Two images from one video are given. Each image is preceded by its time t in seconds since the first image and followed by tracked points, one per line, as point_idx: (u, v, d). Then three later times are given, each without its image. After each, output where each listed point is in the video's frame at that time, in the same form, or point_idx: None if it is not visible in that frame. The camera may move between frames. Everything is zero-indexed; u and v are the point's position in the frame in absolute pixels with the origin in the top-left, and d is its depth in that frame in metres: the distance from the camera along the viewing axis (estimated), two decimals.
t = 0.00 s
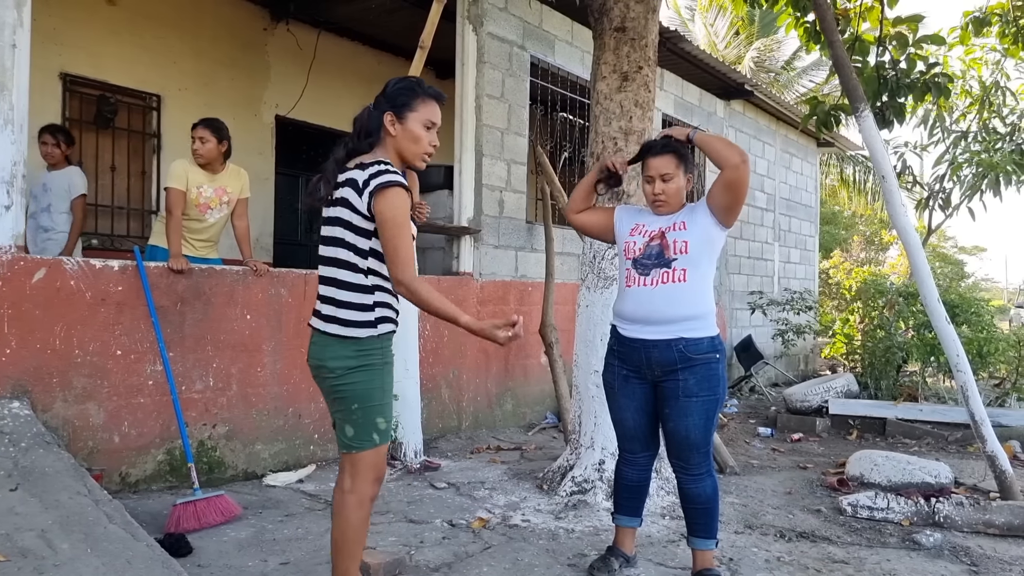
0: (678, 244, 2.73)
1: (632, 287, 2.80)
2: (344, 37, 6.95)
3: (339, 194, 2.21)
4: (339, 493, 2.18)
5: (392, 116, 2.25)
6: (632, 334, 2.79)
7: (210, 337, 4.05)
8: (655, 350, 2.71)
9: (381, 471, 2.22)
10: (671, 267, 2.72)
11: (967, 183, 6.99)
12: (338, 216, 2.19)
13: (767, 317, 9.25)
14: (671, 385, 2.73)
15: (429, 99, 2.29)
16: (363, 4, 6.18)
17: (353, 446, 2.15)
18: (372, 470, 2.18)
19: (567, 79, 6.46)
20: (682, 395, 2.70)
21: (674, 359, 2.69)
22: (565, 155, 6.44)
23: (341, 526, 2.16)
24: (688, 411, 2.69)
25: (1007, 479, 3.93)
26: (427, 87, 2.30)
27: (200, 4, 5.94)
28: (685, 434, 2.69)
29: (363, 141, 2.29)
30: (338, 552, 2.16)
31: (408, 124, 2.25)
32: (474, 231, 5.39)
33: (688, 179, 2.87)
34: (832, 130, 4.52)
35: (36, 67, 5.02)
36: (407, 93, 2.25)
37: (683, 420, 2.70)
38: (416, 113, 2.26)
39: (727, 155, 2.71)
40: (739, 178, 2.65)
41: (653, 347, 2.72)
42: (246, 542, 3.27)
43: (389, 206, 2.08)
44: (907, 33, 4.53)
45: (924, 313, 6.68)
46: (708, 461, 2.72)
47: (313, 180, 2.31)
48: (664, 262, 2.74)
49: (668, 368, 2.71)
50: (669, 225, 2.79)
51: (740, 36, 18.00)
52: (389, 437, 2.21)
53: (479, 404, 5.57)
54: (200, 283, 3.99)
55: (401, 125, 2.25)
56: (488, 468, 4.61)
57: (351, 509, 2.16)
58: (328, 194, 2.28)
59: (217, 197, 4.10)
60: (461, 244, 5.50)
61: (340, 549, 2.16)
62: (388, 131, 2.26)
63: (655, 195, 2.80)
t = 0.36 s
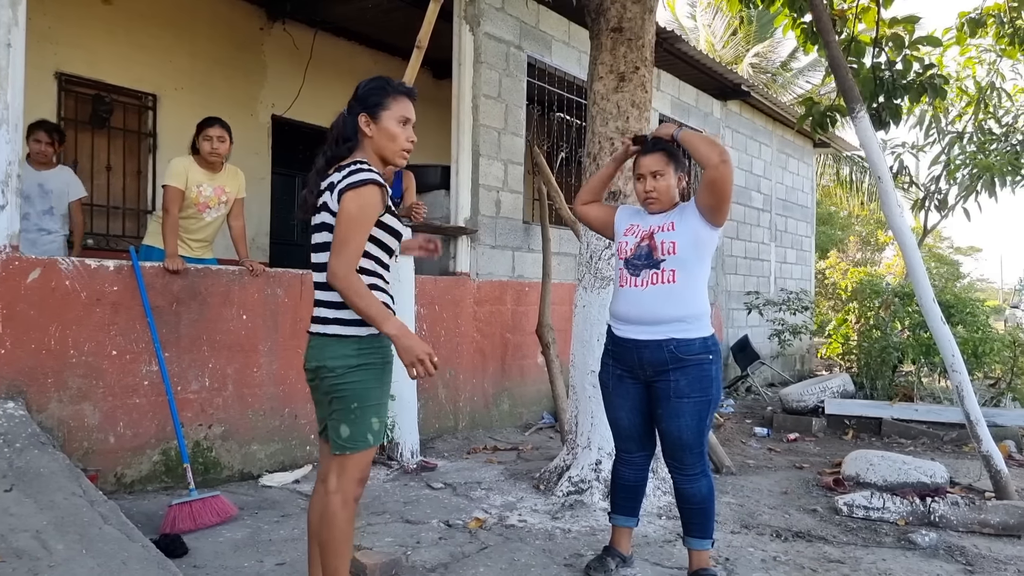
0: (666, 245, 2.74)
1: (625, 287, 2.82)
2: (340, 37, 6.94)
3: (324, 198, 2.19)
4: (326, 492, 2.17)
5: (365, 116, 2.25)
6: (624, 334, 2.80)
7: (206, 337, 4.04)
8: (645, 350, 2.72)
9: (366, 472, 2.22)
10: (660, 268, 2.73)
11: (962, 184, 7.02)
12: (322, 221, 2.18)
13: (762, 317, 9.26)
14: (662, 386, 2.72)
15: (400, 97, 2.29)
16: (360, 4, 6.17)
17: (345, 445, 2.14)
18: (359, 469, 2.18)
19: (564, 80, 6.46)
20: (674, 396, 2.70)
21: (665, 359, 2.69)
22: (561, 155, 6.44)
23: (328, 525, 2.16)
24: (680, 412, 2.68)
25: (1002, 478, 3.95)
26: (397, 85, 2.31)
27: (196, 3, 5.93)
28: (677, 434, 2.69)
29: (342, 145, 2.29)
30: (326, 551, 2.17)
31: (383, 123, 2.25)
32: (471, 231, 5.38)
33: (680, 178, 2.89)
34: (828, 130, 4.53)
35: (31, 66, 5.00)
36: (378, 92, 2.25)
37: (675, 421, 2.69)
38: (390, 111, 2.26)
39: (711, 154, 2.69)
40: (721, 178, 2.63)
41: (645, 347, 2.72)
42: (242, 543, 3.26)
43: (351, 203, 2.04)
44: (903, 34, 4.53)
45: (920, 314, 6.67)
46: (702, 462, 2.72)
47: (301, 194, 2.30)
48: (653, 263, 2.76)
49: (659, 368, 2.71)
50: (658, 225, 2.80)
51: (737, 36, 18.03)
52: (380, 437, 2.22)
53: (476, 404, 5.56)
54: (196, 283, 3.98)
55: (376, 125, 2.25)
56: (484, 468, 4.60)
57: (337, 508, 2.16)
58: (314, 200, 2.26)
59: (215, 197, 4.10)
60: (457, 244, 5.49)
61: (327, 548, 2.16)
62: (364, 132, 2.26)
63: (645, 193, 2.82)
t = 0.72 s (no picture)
0: (661, 244, 2.75)
1: (619, 285, 2.83)
2: (337, 37, 6.93)
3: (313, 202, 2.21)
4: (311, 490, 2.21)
5: (346, 119, 2.26)
6: (618, 333, 2.80)
7: (203, 338, 4.03)
8: (638, 350, 2.72)
9: (351, 472, 2.22)
10: (655, 267, 2.74)
11: (959, 184, 7.03)
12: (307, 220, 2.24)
13: (760, 317, 9.27)
14: (655, 387, 2.73)
15: (382, 99, 2.29)
16: (357, 4, 6.17)
17: (323, 444, 2.16)
18: (341, 469, 2.19)
19: (561, 80, 6.46)
20: (666, 397, 2.70)
21: (658, 360, 2.69)
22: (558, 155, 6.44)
23: (313, 524, 2.17)
24: (673, 412, 2.68)
25: (998, 478, 3.96)
26: (381, 88, 2.31)
27: (193, 3, 5.92)
28: (670, 436, 2.69)
29: (327, 149, 2.30)
30: (315, 551, 2.18)
31: (364, 124, 2.25)
32: (468, 231, 5.38)
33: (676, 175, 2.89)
34: (825, 130, 4.54)
35: (27, 66, 4.99)
36: (360, 95, 2.26)
37: (669, 421, 2.69)
38: (371, 113, 2.26)
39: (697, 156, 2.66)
40: (715, 177, 2.61)
41: (638, 347, 2.72)
42: (239, 543, 3.26)
43: (329, 171, 2.12)
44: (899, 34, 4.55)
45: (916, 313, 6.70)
46: (697, 462, 2.72)
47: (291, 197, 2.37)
48: (648, 262, 2.76)
49: (652, 368, 2.71)
50: (654, 225, 2.81)
51: (735, 37, 18.04)
52: (363, 436, 2.21)
53: (473, 405, 5.56)
54: (193, 284, 3.98)
55: (357, 125, 2.26)
56: (481, 468, 4.60)
57: (322, 507, 2.17)
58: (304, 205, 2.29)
59: (214, 197, 4.09)
60: (455, 245, 5.48)
61: (314, 548, 2.17)
62: (346, 133, 2.26)
63: (648, 196, 2.81)
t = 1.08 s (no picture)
0: (659, 241, 2.75)
1: (617, 284, 2.83)
2: (335, 38, 6.93)
3: (308, 201, 2.21)
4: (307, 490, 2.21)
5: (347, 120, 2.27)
6: (615, 333, 2.80)
7: (201, 338, 4.03)
8: (636, 350, 2.72)
9: (346, 472, 2.21)
10: (652, 265, 2.74)
11: (958, 184, 7.04)
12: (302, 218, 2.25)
13: (758, 317, 9.28)
14: (653, 387, 2.73)
15: (380, 102, 2.31)
16: (355, 4, 6.17)
17: (317, 444, 2.16)
18: (335, 469, 2.18)
19: (559, 80, 6.46)
20: (664, 397, 2.70)
21: (656, 360, 2.69)
22: (557, 155, 6.44)
23: (310, 525, 2.17)
24: (671, 412, 2.68)
25: (996, 478, 3.96)
26: (377, 89, 2.32)
27: (190, 3, 5.91)
28: (668, 436, 2.69)
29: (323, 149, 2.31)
30: (311, 552, 2.18)
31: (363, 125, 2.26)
32: (466, 231, 5.38)
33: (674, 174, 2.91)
34: (823, 130, 4.54)
35: (24, 66, 4.98)
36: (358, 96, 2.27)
37: (667, 422, 2.69)
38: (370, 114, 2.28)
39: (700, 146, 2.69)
40: (715, 170, 2.64)
41: (636, 347, 2.72)
42: (237, 544, 3.25)
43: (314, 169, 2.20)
44: (898, 34, 4.55)
45: (914, 313, 6.70)
46: (695, 462, 2.72)
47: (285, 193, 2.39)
48: (645, 260, 2.76)
49: (650, 369, 2.71)
50: (652, 223, 2.81)
51: (734, 37, 18.03)
52: (357, 436, 2.20)
53: (471, 405, 5.56)
54: (191, 284, 3.97)
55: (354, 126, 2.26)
56: (479, 469, 4.60)
57: (317, 508, 2.16)
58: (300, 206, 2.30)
59: (212, 197, 4.09)
60: (453, 245, 5.48)
61: (310, 549, 2.17)
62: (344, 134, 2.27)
63: (649, 192, 2.81)
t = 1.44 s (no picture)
0: (658, 243, 2.74)
1: (614, 286, 2.82)
2: (334, 37, 6.92)
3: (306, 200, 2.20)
4: (307, 491, 2.20)
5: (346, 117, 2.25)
6: (614, 334, 2.79)
7: (198, 337, 4.02)
8: (636, 350, 2.72)
9: (346, 472, 2.21)
10: (651, 267, 2.73)
11: (955, 185, 7.05)
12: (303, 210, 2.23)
13: (755, 318, 9.28)
14: (652, 387, 2.72)
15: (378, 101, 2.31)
16: (354, 4, 6.16)
17: (319, 444, 2.15)
18: (336, 470, 2.18)
19: (557, 80, 6.46)
20: (664, 397, 2.70)
21: (656, 360, 2.69)
22: (555, 155, 6.44)
23: (308, 525, 2.16)
24: (670, 412, 2.68)
25: (993, 479, 3.97)
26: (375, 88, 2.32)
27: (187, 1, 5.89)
28: (668, 435, 2.69)
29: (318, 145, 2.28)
30: (310, 552, 2.17)
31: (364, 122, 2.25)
32: (464, 231, 5.38)
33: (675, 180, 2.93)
34: (820, 131, 4.54)
35: (21, 64, 4.97)
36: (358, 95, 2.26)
37: (666, 422, 2.69)
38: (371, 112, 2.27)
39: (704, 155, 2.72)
40: (719, 175, 2.66)
41: (635, 347, 2.72)
42: (234, 543, 3.25)
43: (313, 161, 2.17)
44: (896, 35, 4.55)
45: (911, 314, 6.70)
46: (693, 462, 2.72)
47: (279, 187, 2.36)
48: (644, 261, 2.76)
49: (650, 369, 2.70)
50: (650, 224, 2.80)
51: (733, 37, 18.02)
52: (358, 436, 2.20)
53: (469, 405, 5.56)
54: (188, 283, 3.96)
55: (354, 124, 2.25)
56: (477, 468, 4.60)
57: (317, 508, 2.16)
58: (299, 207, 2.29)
59: (209, 197, 4.08)
60: (451, 244, 5.48)
61: (309, 549, 2.17)
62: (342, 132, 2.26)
63: (646, 187, 2.83)
